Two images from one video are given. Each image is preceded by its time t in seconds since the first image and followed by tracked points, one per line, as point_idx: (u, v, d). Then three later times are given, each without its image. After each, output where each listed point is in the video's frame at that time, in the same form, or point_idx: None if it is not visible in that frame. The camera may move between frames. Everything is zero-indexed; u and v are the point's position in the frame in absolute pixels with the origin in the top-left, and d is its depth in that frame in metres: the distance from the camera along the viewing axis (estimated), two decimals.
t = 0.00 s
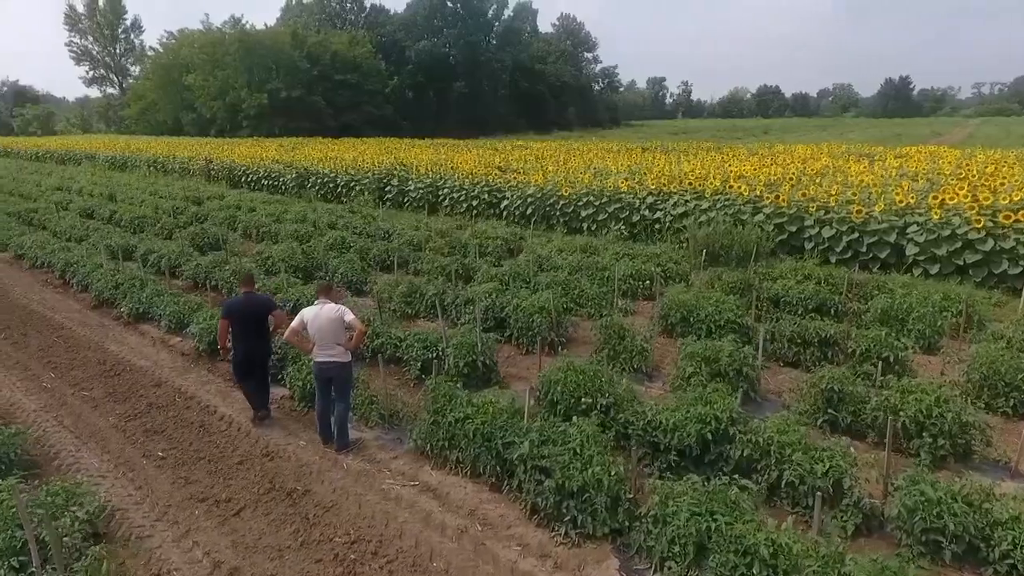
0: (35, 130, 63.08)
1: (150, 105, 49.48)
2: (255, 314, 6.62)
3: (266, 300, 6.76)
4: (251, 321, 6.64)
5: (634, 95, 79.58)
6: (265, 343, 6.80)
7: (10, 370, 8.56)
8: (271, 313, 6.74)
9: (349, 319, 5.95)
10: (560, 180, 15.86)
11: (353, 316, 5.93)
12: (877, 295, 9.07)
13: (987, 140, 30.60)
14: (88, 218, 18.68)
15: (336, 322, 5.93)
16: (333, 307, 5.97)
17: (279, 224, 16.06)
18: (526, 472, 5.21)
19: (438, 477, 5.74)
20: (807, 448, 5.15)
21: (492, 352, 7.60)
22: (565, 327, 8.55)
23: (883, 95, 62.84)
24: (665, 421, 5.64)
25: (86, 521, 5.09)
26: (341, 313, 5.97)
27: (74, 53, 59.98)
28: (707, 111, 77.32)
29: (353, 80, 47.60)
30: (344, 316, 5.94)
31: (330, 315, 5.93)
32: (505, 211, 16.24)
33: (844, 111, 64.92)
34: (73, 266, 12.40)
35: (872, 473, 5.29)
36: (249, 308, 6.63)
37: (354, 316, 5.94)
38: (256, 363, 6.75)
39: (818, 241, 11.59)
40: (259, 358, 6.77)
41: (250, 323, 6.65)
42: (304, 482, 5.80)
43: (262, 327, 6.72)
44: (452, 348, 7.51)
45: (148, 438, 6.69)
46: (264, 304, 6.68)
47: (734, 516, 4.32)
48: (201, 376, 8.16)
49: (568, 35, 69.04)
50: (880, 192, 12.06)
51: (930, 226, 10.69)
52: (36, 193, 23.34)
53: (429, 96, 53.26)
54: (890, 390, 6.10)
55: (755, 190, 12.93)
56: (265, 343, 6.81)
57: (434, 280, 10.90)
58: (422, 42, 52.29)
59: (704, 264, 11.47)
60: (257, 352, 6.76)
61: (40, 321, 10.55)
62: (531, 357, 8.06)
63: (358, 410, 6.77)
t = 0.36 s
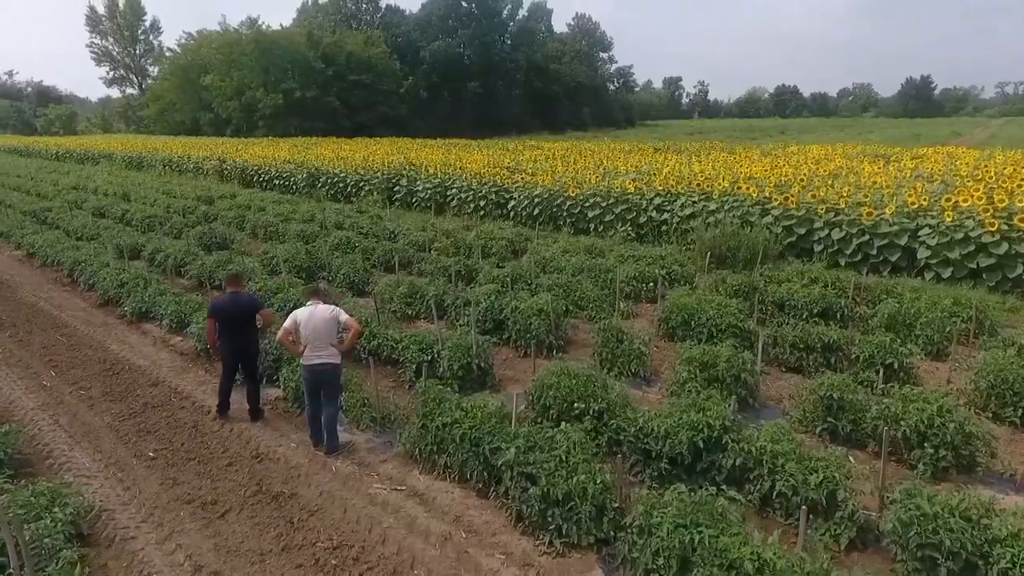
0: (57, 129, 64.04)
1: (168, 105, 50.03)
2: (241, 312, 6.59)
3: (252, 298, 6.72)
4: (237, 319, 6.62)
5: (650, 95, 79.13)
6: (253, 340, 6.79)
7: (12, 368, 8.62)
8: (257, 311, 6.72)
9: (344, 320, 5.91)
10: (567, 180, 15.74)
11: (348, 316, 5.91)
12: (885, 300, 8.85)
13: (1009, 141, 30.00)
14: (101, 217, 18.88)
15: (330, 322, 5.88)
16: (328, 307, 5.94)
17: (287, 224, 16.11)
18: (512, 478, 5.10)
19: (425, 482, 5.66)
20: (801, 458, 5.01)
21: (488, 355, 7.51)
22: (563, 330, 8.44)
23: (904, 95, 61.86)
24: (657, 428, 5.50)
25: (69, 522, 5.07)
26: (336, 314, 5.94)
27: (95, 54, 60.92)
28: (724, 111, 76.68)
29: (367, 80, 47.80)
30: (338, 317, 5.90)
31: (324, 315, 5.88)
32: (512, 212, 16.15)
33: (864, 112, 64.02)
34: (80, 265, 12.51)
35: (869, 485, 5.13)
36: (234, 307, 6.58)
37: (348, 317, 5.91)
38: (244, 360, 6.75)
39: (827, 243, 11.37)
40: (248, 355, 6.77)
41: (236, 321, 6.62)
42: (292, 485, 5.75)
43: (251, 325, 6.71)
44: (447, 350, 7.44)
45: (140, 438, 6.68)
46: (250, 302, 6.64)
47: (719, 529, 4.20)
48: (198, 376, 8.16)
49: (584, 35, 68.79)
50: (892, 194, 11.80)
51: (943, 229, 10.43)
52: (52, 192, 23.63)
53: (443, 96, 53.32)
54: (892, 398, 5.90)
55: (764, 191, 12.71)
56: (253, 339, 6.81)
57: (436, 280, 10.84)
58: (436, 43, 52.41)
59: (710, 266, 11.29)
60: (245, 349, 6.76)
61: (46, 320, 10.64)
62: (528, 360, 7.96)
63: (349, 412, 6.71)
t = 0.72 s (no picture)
0: (77, 129, 64.97)
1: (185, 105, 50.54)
2: (216, 314, 6.55)
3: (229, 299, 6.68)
4: (214, 322, 6.59)
5: (666, 95, 78.56)
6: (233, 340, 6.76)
7: (13, 367, 8.67)
8: (235, 311, 6.68)
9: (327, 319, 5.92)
10: (575, 180, 15.58)
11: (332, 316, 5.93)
12: (893, 305, 8.61)
13: None
14: (113, 216, 19.06)
15: (313, 323, 5.89)
16: (310, 308, 5.94)
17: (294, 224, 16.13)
18: (496, 487, 4.99)
19: (411, 488, 5.57)
20: (794, 470, 4.85)
21: (482, 358, 7.40)
22: (562, 333, 8.30)
23: (925, 95, 60.76)
24: (647, 436, 5.36)
25: (51, 524, 5.06)
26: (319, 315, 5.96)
27: (115, 55, 61.80)
28: (741, 111, 75.90)
29: (382, 80, 47.94)
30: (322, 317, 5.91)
31: (307, 316, 5.89)
32: (519, 212, 16.03)
33: (884, 112, 63.00)
34: (87, 264, 12.59)
35: (866, 498, 4.95)
36: (210, 310, 6.56)
37: (331, 317, 5.93)
38: (226, 361, 6.73)
39: (836, 246, 11.12)
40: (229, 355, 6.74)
41: (213, 324, 6.59)
42: (277, 489, 5.69)
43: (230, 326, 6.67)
44: (441, 353, 7.35)
45: (131, 439, 6.67)
46: (225, 303, 6.61)
47: (703, 544, 4.06)
48: (194, 376, 8.14)
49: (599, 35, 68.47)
50: (905, 196, 11.51)
51: (956, 232, 10.14)
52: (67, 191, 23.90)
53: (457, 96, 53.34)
54: (893, 407, 5.71)
55: (773, 192, 12.47)
56: (235, 340, 6.77)
57: (437, 281, 10.75)
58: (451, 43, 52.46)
59: (716, 269, 11.08)
60: (227, 350, 6.73)
61: (50, 318, 10.71)
62: (525, 363, 7.84)
63: (340, 415, 6.65)
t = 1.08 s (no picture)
0: (101, 129, 66.00)
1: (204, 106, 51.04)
2: (193, 317, 6.43)
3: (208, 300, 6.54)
4: (193, 324, 6.49)
5: (684, 95, 77.85)
6: (216, 341, 6.65)
7: (15, 366, 8.72)
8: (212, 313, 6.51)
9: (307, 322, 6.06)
10: (584, 181, 15.41)
11: (311, 318, 6.07)
12: (905, 311, 8.35)
13: None
14: (127, 215, 19.24)
15: (293, 326, 6.02)
16: (289, 311, 6.06)
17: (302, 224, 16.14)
18: (481, 496, 4.88)
19: (398, 496, 5.47)
20: (788, 484, 4.67)
21: (478, 362, 7.28)
22: (561, 337, 8.16)
23: (949, 94, 59.54)
24: (639, 446, 5.20)
25: (33, 527, 5.03)
26: (298, 317, 6.07)
27: (137, 56, 62.66)
28: (760, 111, 74.95)
29: (397, 81, 48.07)
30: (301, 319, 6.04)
31: (287, 320, 6.01)
32: (528, 214, 15.90)
33: (906, 112, 61.83)
34: (95, 263, 12.68)
35: (865, 514, 4.75)
36: (187, 313, 6.45)
37: (310, 319, 6.08)
38: (211, 362, 6.66)
39: (848, 250, 10.85)
40: (213, 356, 6.66)
41: (192, 326, 6.50)
42: (263, 494, 5.63)
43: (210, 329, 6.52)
44: (436, 356, 7.26)
45: (123, 440, 6.64)
46: (201, 305, 6.45)
47: (687, 561, 3.91)
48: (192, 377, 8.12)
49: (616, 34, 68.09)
50: (920, 198, 11.19)
51: (972, 235, 9.82)
52: (84, 191, 24.19)
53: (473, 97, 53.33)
54: (897, 418, 5.50)
55: (785, 194, 12.21)
56: (217, 340, 6.64)
57: (439, 283, 10.66)
58: (467, 43, 52.47)
59: (725, 272, 10.87)
60: (211, 350, 6.65)
61: (57, 317, 10.78)
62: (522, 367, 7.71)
63: (331, 418, 6.58)
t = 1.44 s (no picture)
0: (123, 129, 66.93)
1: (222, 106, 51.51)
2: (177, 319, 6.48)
3: (194, 302, 6.58)
4: (178, 326, 6.54)
5: (702, 95, 77.09)
6: (203, 344, 6.64)
7: (16, 365, 8.74)
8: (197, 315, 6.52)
9: (294, 322, 6.10)
10: (593, 182, 15.22)
11: (298, 318, 6.11)
12: (917, 317, 8.08)
13: None
14: (140, 214, 19.39)
15: (281, 326, 6.03)
16: (276, 312, 6.06)
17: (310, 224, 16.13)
18: (465, 506, 4.74)
19: (384, 503, 5.35)
20: (783, 499, 4.48)
21: (473, 366, 7.15)
22: (561, 341, 8.00)
23: (974, 94, 58.29)
24: (630, 456, 5.03)
25: (15, 530, 4.99)
26: (285, 317, 6.09)
27: (157, 57, 63.42)
28: (779, 110, 73.96)
29: (413, 81, 48.14)
30: (289, 320, 6.07)
31: (275, 320, 6.00)
32: (536, 214, 15.74)
33: (930, 112, 60.59)
34: (103, 262, 12.74)
35: (864, 532, 4.55)
36: (173, 314, 6.53)
37: (297, 319, 6.11)
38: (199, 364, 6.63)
39: (860, 253, 10.55)
40: (200, 358, 6.66)
41: (177, 328, 6.55)
42: (248, 499, 5.54)
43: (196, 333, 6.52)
44: (431, 360, 7.14)
45: (115, 442, 6.60)
46: (185, 307, 6.50)
47: None
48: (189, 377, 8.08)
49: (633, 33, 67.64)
50: (936, 200, 10.87)
51: (990, 239, 9.49)
52: (100, 190, 24.45)
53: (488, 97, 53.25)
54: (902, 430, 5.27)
55: (797, 196, 11.92)
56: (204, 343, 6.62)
57: (441, 284, 10.55)
58: (482, 43, 52.43)
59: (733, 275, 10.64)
60: (198, 351, 6.67)
61: (62, 316, 10.84)
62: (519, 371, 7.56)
63: (322, 422, 6.49)
